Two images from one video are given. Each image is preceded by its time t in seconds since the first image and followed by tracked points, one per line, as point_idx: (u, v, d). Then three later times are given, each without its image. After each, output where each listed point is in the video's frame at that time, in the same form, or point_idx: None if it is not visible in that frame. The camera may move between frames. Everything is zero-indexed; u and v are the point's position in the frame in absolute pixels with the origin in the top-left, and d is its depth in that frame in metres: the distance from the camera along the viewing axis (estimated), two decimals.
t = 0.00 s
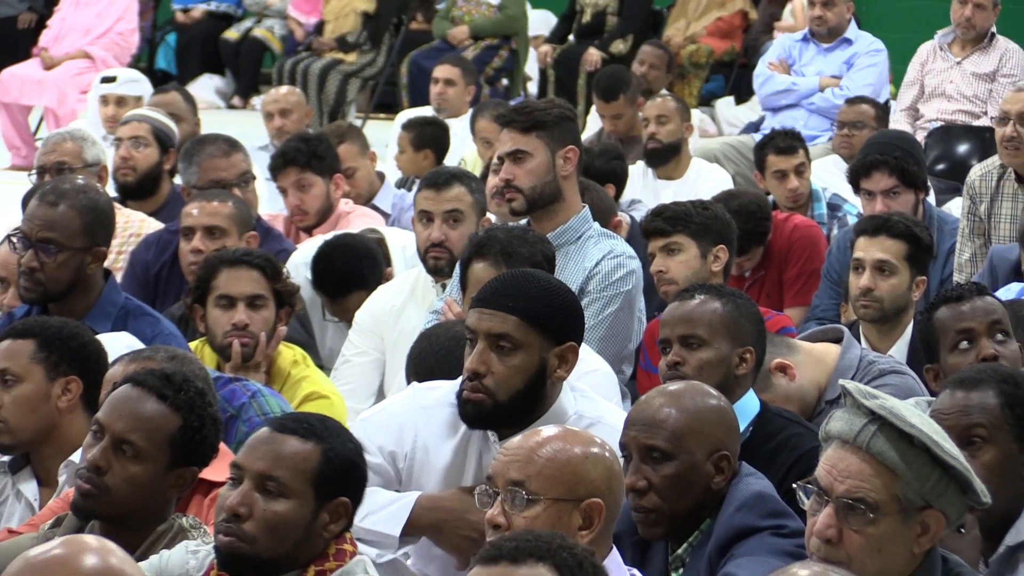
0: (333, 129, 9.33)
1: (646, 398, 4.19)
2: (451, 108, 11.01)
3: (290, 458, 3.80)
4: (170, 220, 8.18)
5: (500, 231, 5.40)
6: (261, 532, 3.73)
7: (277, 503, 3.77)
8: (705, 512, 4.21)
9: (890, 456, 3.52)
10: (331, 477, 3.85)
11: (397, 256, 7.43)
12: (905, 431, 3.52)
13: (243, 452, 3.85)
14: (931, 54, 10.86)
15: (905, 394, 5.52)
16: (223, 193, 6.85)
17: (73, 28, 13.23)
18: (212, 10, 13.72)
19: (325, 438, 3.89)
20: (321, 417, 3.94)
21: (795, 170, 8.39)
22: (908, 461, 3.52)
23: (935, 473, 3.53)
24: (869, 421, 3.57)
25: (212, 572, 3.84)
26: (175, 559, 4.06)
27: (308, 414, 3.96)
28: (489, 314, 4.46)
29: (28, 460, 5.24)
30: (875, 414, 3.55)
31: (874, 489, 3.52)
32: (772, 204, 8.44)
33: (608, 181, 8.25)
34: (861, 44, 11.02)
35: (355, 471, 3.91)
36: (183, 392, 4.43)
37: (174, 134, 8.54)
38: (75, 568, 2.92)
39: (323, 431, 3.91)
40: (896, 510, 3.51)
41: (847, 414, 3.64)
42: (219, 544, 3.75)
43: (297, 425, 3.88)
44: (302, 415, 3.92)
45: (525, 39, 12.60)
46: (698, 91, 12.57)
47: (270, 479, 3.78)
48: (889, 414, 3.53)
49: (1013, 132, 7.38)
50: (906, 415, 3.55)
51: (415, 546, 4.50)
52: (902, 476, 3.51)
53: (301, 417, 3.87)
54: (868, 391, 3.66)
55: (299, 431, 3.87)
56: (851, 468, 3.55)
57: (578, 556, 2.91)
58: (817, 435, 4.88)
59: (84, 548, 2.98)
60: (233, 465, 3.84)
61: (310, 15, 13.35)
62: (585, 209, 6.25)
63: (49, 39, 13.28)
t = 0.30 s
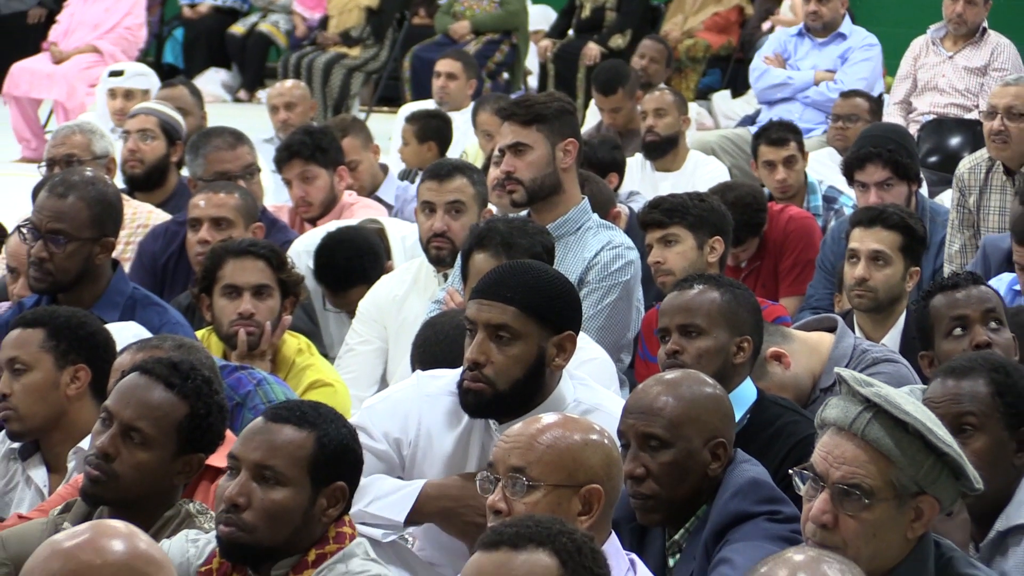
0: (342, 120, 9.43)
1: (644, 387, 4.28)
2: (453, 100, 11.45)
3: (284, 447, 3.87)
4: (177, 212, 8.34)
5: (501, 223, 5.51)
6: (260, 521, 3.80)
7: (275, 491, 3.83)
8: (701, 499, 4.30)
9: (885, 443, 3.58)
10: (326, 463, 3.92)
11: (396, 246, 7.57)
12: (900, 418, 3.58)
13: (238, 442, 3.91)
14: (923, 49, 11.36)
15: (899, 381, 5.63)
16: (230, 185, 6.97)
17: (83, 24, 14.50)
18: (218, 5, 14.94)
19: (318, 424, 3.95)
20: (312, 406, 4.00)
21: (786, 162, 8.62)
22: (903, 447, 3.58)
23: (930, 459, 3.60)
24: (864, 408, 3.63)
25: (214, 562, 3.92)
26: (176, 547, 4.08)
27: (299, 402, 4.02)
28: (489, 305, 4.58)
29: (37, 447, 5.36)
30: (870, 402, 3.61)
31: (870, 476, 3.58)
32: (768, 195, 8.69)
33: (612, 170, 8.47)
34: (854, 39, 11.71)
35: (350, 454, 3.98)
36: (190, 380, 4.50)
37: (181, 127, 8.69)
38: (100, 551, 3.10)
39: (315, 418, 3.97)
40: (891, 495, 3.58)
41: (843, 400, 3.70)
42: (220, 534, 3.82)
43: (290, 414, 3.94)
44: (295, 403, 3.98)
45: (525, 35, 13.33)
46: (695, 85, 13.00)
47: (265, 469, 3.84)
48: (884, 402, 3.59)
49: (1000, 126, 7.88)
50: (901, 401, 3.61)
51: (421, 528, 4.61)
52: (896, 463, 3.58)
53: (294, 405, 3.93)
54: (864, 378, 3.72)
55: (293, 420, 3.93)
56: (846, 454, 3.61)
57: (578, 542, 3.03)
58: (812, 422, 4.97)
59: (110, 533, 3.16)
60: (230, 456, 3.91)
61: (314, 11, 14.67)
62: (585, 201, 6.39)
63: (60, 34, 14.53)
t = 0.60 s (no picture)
0: (345, 111, 9.57)
1: (643, 373, 4.38)
2: (454, 91, 11.60)
3: (297, 427, 3.98)
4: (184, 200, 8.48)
5: (501, 212, 5.63)
6: (272, 498, 3.91)
7: (286, 469, 3.94)
8: (697, 483, 4.41)
9: (879, 428, 3.67)
10: (337, 443, 4.02)
11: (394, 235, 7.70)
12: (893, 404, 3.67)
13: (252, 422, 4.02)
14: (916, 41, 11.68)
15: (891, 368, 5.76)
16: (235, 175, 7.09)
17: (92, 16, 14.82)
18: None
19: (330, 405, 4.06)
20: (325, 387, 4.11)
21: (785, 154, 8.78)
22: (896, 432, 3.67)
23: (922, 443, 3.69)
24: (858, 394, 3.72)
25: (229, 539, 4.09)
26: (187, 528, 4.19)
27: (311, 384, 4.13)
28: (487, 293, 4.71)
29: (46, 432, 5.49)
30: (865, 388, 3.70)
31: (863, 460, 3.67)
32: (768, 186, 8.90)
33: (613, 159, 8.65)
34: (848, 32, 12.08)
35: (361, 435, 4.08)
36: (196, 366, 4.60)
37: (187, 119, 8.83)
38: (112, 537, 3.26)
39: (328, 399, 4.08)
40: (884, 479, 3.67)
41: (838, 387, 3.79)
42: (233, 510, 3.93)
43: (303, 394, 4.05)
44: (308, 386, 4.09)
45: (526, 28, 13.48)
46: (692, 77, 13.17)
47: (279, 447, 3.95)
48: (877, 388, 3.68)
49: (987, 119, 8.21)
50: (894, 387, 3.70)
51: (420, 516, 4.72)
52: (889, 447, 3.66)
53: (307, 386, 4.05)
54: (859, 365, 3.81)
55: (305, 401, 4.04)
56: (840, 439, 3.70)
57: (575, 525, 3.15)
58: (806, 407, 5.09)
59: (120, 519, 3.31)
60: (244, 435, 4.01)
61: (318, 4, 15.08)
62: (583, 191, 6.54)
63: (68, 26, 14.82)
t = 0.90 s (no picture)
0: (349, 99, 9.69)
1: (640, 356, 4.50)
2: (456, 79, 11.72)
3: (310, 406, 4.09)
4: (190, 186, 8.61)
5: (504, 198, 5.75)
6: (285, 475, 4.03)
7: (299, 447, 4.06)
8: (695, 464, 4.53)
9: (874, 411, 3.72)
10: (349, 421, 4.14)
11: (395, 220, 7.83)
12: (888, 387, 3.73)
13: (266, 402, 4.14)
14: (909, 31, 11.86)
15: (885, 351, 5.88)
16: (241, 161, 7.21)
17: (101, 6, 14.90)
18: None
19: (343, 385, 4.19)
20: (339, 368, 4.23)
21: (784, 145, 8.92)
22: (890, 415, 3.73)
23: (916, 426, 3.75)
24: (853, 377, 3.76)
25: (243, 520, 4.23)
26: (199, 512, 4.35)
27: (325, 365, 4.25)
28: (486, 278, 4.83)
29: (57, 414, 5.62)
30: (860, 371, 3.74)
31: (858, 442, 3.72)
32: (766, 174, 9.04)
33: (613, 145, 8.78)
34: (843, 21, 12.19)
35: (373, 415, 4.20)
36: (202, 349, 4.70)
37: (194, 106, 8.95)
38: (122, 510, 3.50)
39: (341, 379, 4.20)
40: (877, 461, 3.72)
41: (832, 369, 3.83)
42: (246, 487, 4.05)
43: (316, 374, 4.18)
44: (321, 367, 4.21)
45: (527, 18, 13.59)
46: (690, 65, 13.32)
47: (292, 424, 4.07)
48: (873, 371, 3.73)
49: (976, 100, 8.81)
50: (888, 370, 3.75)
51: (423, 497, 4.84)
52: (883, 430, 3.72)
53: (320, 367, 4.17)
54: (853, 348, 3.85)
55: (319, 380, 4.16)
56: (836, 422, 3.75)
57: (575, 505, 3.26)
58: (799, 390, 5.21)
59: (129, 493, 3.55)
60: (258, 413, 4.13)
61: None
62: (582, 178, 6.67)
63: (77, 16, 14.94)
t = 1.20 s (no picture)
0: (352, 86, 9.81)
1: (639, 339, 4.62)
2: (459, 66, 11.84)
3: (321, 390, 4.22)
4: (198, 172, 8.73)
5: (506, 184, 5.87)
6: (297, 458, 4.15)
7: (311, 430, 4.19)
8: (693, 445, 4.65)
9: (867, 393, 3.71)
10: (359, 405, 4.27)
11: (397, 205, 7.96)
12: (881, 369, 3.71)
13: (278, 386, 4.27)
14: (903, 20, 11.99)
15: (879, 333, 6.01)
16: (247, 148, 7.33)
17: None
18: None
19: (354, 368, 4.31)
20: (350, 352, 4.36)
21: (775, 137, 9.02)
22: (884, 397, 3.71)
23: (909, 408, 3.74)
24: (847, 360, 3.75)
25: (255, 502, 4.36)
26: (210, 495, 4.48)
27: (336, 350, 4.38)
28: (487, 262, 4.95)
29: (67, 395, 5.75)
30: (853, 354, 3.73)
31: (852, 424, 3.71)
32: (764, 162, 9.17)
33: (613, 132, 8.90)
34: (838, 10, 12.33)
35: (383, 399, 4.33)
36: (210, 332, 4.81)
37: (202, 93, 9.07)
38: (123, 489, 3.52)
39: (351, 362, 4.33)
40: (871, 443, 3.71)
41: (826, 352, 3.82)
42: (260, 470, 4.18)
43: (328, 358, 4.30)
44: (333, 351, 4.35)
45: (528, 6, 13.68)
46: (688, 53, 13.45)
47: (303, 408, 4.20)
48: (865, 353, 3.71)
49: (968, 87, 8.99)
50: (882, 352, 3.73)
51: (426, 477, 4.96)
52: (877, 412, 3.70)
53: (331, 351, 4.29)
54: (848, 331, 3.83)
55: (330, 364, 4.29)
56: (830, 404, 3.74)
57: (575, 485, 3.39)
58: (795, 372, 5.32)
59: (131, 473, 3.57)
60: (271, 398, 4.27)
61: None
62: (582, 164, 6.79)
63: (86, 5, 15.07)
